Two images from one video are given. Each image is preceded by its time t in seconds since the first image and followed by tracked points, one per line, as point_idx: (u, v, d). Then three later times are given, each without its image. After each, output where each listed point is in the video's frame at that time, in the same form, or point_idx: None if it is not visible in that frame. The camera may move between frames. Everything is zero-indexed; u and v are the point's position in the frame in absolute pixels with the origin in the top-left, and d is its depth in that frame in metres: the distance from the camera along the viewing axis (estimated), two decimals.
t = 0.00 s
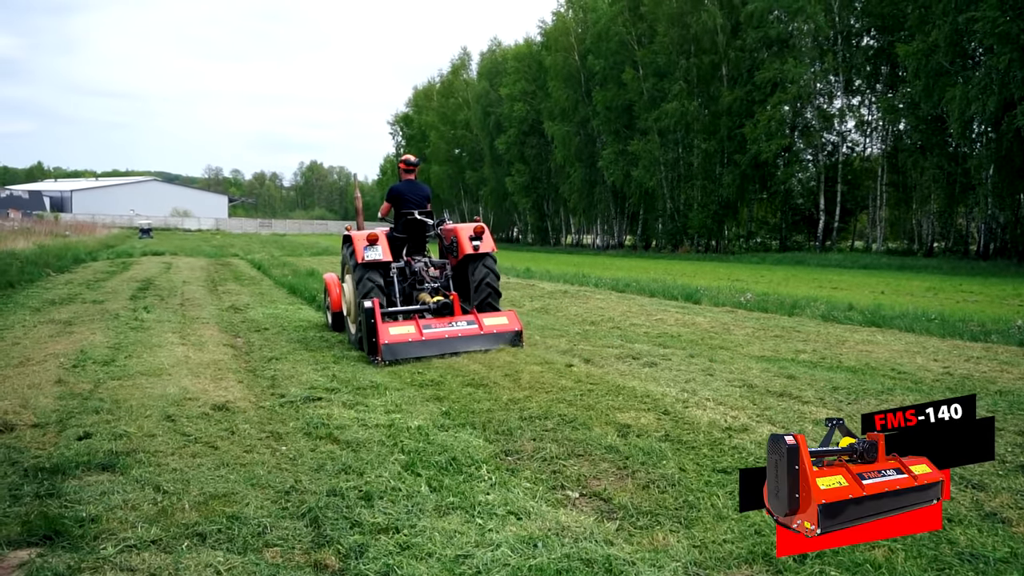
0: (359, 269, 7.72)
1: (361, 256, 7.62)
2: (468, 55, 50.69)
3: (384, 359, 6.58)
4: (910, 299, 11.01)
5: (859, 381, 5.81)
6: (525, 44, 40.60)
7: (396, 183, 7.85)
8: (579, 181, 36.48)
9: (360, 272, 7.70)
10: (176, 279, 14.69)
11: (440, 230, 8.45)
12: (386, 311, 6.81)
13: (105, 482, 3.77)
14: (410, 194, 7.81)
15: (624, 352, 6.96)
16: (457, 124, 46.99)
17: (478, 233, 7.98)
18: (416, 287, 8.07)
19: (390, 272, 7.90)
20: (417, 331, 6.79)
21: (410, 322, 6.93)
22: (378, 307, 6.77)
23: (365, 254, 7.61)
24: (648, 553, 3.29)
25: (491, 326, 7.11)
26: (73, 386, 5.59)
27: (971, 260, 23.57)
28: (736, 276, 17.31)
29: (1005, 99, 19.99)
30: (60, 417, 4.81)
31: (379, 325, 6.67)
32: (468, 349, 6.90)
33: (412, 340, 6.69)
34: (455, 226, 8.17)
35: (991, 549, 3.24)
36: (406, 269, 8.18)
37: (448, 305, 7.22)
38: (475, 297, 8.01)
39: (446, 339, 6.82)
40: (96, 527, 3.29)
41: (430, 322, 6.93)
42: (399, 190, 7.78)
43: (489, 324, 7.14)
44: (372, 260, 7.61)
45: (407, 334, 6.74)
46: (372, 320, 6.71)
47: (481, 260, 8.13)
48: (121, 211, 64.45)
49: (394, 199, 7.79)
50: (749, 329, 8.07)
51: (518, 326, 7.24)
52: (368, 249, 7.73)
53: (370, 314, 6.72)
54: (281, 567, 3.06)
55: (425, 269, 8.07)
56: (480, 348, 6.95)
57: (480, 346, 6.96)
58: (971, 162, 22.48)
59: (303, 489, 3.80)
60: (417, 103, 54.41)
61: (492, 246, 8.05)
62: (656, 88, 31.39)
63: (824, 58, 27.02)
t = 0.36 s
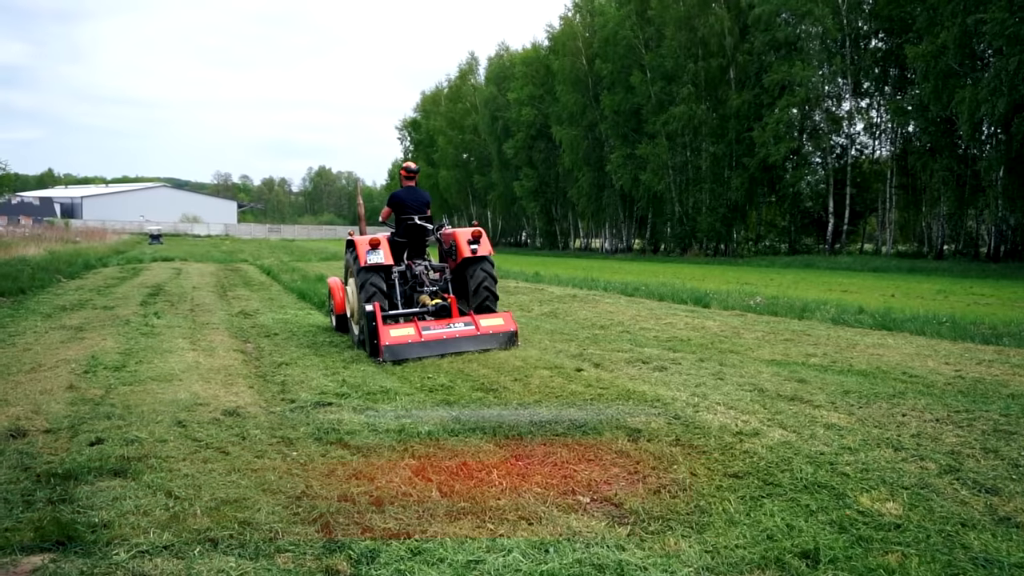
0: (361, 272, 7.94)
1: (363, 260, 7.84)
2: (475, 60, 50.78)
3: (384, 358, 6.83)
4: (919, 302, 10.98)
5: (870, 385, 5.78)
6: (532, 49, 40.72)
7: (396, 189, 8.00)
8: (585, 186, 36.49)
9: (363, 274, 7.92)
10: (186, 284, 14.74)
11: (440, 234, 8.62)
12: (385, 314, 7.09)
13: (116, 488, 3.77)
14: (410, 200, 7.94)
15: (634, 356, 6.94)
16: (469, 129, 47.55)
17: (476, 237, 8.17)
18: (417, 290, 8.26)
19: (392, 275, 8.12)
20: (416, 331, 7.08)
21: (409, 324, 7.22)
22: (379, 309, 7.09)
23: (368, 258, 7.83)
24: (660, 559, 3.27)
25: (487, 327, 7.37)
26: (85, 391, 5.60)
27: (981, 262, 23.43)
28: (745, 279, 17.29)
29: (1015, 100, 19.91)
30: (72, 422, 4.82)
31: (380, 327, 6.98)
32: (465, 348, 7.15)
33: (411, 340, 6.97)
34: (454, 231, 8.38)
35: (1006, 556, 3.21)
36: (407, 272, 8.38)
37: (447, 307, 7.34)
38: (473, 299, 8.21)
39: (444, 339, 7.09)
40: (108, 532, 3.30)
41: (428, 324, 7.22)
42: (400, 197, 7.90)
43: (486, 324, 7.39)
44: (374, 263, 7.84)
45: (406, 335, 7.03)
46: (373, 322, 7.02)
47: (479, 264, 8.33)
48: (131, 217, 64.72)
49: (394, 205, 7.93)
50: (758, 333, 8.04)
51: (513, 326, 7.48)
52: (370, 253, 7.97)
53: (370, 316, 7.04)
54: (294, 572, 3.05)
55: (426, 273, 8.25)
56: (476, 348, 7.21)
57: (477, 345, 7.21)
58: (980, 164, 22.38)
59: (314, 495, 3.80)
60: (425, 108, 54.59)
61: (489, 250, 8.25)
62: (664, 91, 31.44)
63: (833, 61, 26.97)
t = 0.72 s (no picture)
0: (369, 274, 7.98)
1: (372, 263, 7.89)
2: (485, 65, 50.88)
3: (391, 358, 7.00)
4: (933, 306, 10.93)
5: (885, 390, 5.73)
6: (543, 53, 40.83)
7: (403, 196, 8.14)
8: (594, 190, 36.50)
9: (371, 276, 7.95)
10: (199, 289, 14.80)
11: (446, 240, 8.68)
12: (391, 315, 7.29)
13: (130, 492, 3.78)
14: (417, 206, 8.08)
15: (646, 361, 6.92)
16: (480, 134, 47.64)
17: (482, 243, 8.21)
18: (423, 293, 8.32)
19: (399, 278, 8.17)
20: (420, 331, 7.27)
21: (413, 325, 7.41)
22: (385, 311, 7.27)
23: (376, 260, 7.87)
24: (674, 565, 3.25)
25: (488, 327, 7.56)
26: (98, 396, 5.62)
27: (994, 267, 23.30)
28: (757, 283, 17.25)
29: None
30: (86, 426, 4.84)
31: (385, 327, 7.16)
32: (468, 348, 7.33)
33: (415, 340, 7.16)
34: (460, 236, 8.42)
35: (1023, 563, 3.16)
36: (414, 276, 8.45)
37: (450, 308, 7.79)
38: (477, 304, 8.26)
39: (447, 339, 7.28)
40: (122, 537, 3.30)
41: (432, 325, 7.41)
42: (407, 203, 8.06)
43: (487, 325, 7.59)
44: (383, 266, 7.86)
45: (411, 335, 7.21)
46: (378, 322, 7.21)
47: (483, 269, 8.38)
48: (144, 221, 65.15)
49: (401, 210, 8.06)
50: (771, 337, 8.00)
51: (513, 327, 7.68)
52: (379, 256, 7.98)
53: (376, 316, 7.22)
54: None
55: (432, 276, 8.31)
56: (478, 348, 7.39)
57: (479, 345, 7.40)
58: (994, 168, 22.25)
59: (327, 500, 3.79)
60: (436, 112, 54.80)
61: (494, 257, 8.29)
62: (676, 96, 31.48)
63: (844, 64, 26.87)
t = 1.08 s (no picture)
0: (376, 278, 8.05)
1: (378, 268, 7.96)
2: (498, 70, 50.97)
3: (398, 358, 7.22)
4: (950, 311, 10.83)
5: (901, 396, 5.69)
6: (556, 58, 40.92)
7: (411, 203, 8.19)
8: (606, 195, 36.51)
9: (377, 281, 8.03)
10: (213, 294, 14.85)
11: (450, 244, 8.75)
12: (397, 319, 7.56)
13: (146, 496, 3.79)
14: (423, 211, 8.13)
15: (660, 366, 6.88)
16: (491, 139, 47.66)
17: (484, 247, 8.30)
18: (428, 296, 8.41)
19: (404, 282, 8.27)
20: (425, 333, 7.47)
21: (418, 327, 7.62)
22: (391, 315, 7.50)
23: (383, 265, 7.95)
24: (688, 571, 3.23)
25: (490, 329, 7.78)
26: (114, 400, 5.66)
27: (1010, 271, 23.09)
28: (772, 288, 17.16)
29: None
30: (102, 431, 4.87)
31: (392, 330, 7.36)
32: (471, 349, 7.56)
33: (421, 342, 7.37)
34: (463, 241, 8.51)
35: None
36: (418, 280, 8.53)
37: (453, 312, 7.94)
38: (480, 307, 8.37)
39: (451, 341, 7.50)
40: (138, 540, 3.31)
41: (436, 327, 7.61)
42: (413, 209, 8.11)
43: (489, 327, 7.80)
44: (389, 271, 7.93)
45: (416, 336, 7.41)
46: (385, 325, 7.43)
47: (484, 273, 8.46)
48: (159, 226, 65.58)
49: (407, 217, 8.12)
50: (785, 342, 7.96)
51: (514, 329, 7.90)
52: (385, 261, 8.05)
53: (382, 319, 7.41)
54: None
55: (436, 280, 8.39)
56: (481, 349, 7.62)
57: (481, 346, 7.63)
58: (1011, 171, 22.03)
59: (340, 504, 3.80)
60: (449, 117, 54.95)
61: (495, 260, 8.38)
62: (688, 100, 31.44)
63: (859, 68, 26.73)
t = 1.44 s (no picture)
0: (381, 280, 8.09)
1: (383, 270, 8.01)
2: (508, 73, 51.05)
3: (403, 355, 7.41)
4: (964, 313, 10.76)
5: (916, 399, 5.65)
6: (567, 61, 41.00)
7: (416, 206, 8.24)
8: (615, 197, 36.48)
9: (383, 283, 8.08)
10: (225, 297, 14.92)
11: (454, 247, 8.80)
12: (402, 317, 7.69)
13: (159, 498, 3.80)
14: (427, 215, 8.19)
15: (671, 369, 6.87)
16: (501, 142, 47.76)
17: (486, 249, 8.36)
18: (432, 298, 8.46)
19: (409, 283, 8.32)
20: (427, 332, 7.65)
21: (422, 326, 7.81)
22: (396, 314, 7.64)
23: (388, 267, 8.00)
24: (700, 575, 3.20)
25: (491, 327, 7.95)
26: (127, 403, 5.69)
27: None
28: (784, 290, 17.11)
29: None
30: (115, 433, 4.89)
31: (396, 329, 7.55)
32: (473, 347, 7.74)
33: (424, 340, 7.56)
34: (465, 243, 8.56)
35: None
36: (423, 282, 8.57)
37: (456, 311, 8.11)
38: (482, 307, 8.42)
39: (454, 340, 7.67)
40: (151, 543, 3.32)
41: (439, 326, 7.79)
42: (417, 212, 8.16)
43: (490, 325, 7.97)
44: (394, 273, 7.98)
45: (419, 335, 7.61)
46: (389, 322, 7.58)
47: (486, 274, 8.51)
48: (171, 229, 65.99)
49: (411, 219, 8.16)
50: (797, 345, 7.91)
51: (514, 328, 8.05)
52: (390, 263, 8.09)
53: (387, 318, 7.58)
54: None
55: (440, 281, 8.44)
56: (483, 346, 7.79)
57: (483, 344, 7.80)
58: None
59: (352, 507, 3.80)
60: (460, 120, 55.12)
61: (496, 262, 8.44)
62: (699, 102, 31.43)
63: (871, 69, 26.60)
